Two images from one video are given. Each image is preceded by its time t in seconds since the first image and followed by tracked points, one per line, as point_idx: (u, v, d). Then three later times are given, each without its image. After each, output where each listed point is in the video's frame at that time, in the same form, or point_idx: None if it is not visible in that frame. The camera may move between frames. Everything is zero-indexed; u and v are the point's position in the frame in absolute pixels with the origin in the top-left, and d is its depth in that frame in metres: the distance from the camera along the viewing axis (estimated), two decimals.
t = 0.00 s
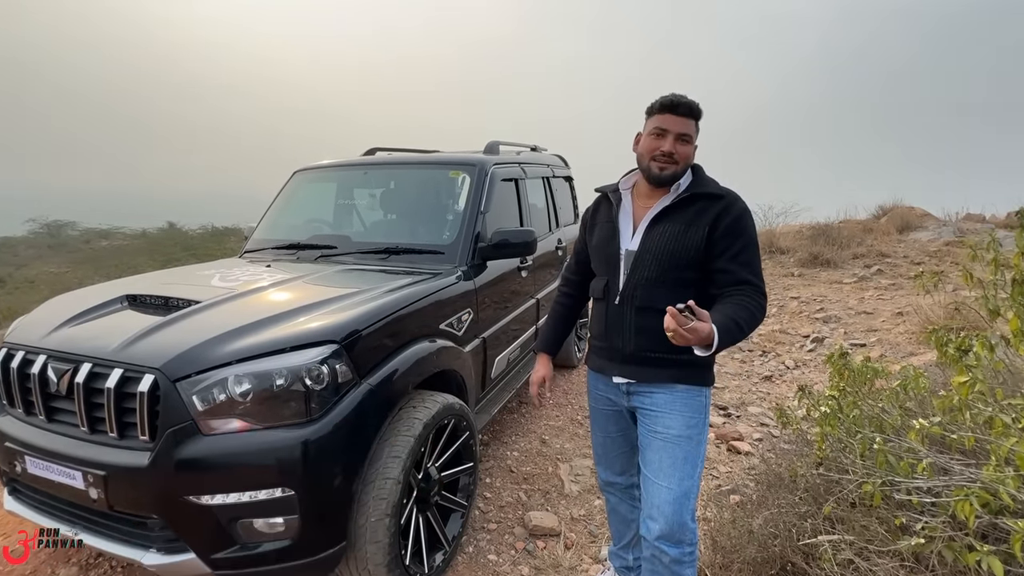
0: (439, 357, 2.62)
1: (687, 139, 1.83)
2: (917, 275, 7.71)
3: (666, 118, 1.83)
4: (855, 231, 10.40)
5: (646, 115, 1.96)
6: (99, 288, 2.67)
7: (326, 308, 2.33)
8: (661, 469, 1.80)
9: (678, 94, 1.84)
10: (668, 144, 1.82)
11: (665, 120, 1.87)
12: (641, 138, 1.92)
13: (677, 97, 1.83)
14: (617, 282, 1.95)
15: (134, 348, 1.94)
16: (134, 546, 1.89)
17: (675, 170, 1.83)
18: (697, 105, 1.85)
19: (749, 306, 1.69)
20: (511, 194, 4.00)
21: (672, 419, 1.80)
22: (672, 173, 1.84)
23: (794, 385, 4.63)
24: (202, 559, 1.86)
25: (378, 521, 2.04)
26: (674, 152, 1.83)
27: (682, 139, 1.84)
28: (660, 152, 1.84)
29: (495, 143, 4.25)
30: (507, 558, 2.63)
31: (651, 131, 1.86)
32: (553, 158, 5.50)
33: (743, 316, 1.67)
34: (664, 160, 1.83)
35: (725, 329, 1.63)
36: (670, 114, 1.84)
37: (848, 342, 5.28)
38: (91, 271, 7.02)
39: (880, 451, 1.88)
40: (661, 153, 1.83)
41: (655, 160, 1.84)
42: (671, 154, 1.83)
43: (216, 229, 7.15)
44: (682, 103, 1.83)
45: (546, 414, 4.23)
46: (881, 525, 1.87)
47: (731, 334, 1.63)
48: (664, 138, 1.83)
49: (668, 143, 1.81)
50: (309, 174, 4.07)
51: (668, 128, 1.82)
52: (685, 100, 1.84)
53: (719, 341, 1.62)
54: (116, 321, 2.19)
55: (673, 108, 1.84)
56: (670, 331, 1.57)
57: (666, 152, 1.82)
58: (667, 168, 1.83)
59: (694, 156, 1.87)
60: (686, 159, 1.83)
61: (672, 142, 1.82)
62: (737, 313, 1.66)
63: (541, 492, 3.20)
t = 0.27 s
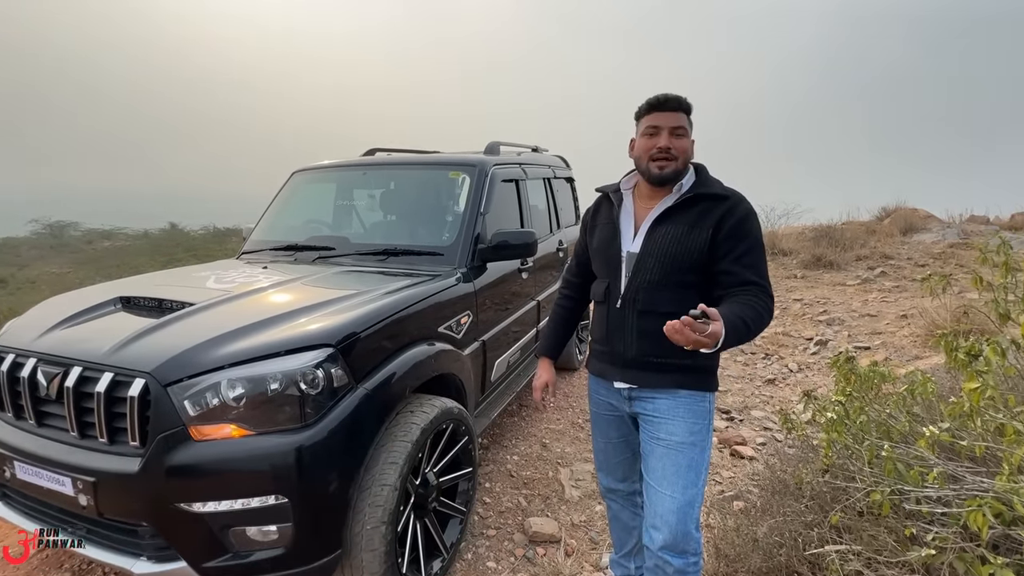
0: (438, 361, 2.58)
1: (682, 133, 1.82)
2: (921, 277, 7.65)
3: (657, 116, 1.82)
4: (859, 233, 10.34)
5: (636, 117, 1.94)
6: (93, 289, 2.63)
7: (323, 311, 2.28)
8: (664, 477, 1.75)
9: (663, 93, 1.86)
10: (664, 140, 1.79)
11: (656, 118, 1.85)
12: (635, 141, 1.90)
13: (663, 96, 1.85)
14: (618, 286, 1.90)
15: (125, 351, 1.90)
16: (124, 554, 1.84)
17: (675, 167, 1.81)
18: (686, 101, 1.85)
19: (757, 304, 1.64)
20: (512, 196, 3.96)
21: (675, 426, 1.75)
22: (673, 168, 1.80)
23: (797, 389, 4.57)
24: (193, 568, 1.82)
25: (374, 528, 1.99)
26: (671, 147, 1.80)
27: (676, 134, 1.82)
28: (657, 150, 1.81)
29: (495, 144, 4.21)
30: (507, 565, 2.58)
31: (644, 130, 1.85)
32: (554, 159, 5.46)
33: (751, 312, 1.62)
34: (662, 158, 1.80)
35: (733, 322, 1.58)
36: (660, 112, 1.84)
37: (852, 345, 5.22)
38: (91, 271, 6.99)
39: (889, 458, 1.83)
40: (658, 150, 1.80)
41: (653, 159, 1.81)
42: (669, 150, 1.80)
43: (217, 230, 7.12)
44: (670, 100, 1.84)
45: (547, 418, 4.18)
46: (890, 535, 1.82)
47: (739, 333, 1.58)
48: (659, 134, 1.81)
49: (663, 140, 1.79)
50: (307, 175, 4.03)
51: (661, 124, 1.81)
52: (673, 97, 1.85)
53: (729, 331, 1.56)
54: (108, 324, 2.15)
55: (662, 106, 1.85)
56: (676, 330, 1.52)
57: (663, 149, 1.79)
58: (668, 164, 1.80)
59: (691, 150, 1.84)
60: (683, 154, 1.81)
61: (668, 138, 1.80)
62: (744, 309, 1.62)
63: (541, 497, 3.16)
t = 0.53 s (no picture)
0: (433, 365, 2.50)
1: (673, 134, 1.75)
2: (929, 280, 7.54)
3: (644, 119, 1.76)
4: (865, 235, 10.24)
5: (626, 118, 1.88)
6: (83, 290, 2.58)
7: (315, 314, 2.22)
8: (664, 491, 1.68)
9: (649, 93, 1.79)
10: (653, 144, 1.73)
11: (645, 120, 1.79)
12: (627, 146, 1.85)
13: (649, 96, 1.78)
14: (618, 290, 1.83)
15: (109, 355, 1.84)
16: (107, 565, 1.79)
17: (669, 169, 1.75)
18: (674, 98, 1.78)
19: (768, 299, 1.52)
20: (512, 196, 3.89)
21: (676, 437, 1.68)
22: (667, 171, 1.74)
23: (803, 394, 4.49)
24: None
25: (365, 539, 1.92)
26: (663, 150, 1.74)
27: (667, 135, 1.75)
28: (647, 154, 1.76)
29: (496, 143, 4.14)
30: None
31: (633, 136, 1.79)
32: (557, 159, 5.39)
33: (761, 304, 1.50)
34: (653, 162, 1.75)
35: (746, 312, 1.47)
36: (647, 114, 1.78)
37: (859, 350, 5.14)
38: (93, 270, 6.96)
39: (901, 471, 1.75)
40: (649, 155, 1.75)
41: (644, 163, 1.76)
42: (660, 153, 1.74)
43: (220, 229, 7.08)
44: (656, 100, 1.77)
45: (548, 422, 4.11)
46: (902, 552, 1.75)
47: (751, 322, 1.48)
48: (649, 139, 1.75)
49: (653, 143, 1.73)
50: (306, 174, 3.98)
51: (649, 128, 1.74)
52: (659, 96, 1.78)
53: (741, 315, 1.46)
54: (95, 326, 2.09)
55: (649, 107, 1.78)
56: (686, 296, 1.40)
57: (653, 153, 1.73)
58: (660, 168, 1.74)
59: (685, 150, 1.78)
60: (676, 155, 1.75)
61: (657, 141, 1.74)
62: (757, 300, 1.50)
63: (540, 504, 3.09)
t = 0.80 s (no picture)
0: (416, 373, 2.36)
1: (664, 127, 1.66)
2: (939, 284, 7.37)
3: (633, 111, 1.67)
4: (872, 238, 10.06)
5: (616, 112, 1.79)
6: (55, 291, 2.47)
7: (292, 318, 2.10)
8: (654, 520, 1.56)
9: (639, 84, 1.70)
10: (642, 139, 1.64)
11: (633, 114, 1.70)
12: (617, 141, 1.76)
13: (639, 87, 1.69)
14: (605, 297, 1.71)
15: (65, 363, 1.72)
16: None
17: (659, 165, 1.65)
18: (666, 89, 1.68)
19: (763, 308, 1.40)
20: (507, 196, 3.77)
21: (667, 460, 1.56)
22: (657, 167, 1.64)
23: (808, 402, 4.34)
24: None
25: (337, 561, 1.80)
26: (652, 145, 1.64)
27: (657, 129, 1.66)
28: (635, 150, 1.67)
29: (492, 142, 4.02)
30: None
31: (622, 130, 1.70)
32: (556, 158, 5.27)
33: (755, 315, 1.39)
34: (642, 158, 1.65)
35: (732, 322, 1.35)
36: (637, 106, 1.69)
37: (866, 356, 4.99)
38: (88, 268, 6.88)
39: (914, 496, 1.61)
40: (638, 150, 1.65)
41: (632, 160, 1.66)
42: (649, 148, 1.64)
43: (217, 228, 6.98)
44: (646, 91, 1.68)
45: (543, 429, 3.98)
46: None
47: (735, 333, 1.36)
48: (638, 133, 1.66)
49: (642, 137, 1.64)
50: (295, 172, 3.87)
51: (638, 120, 1.65)
52: (650, 86, 1.69)
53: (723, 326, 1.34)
54: (58, 330, 1.99)
55: (639, 99, 1.69)
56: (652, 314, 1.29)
57: (642, 148, 1.64)
58: (650, 164, 1.64)
59: (676, 145, 1.68)
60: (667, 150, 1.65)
61: (647, 135, 1.65)
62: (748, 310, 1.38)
63: (531, 517, 2.96)
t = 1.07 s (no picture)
0: (383, 390, 2.17)
1: (649, 123, 1.52)
2: (949, 290, 7.15)
3: (615, 106, 1.53)
4: (880, 242, 9.83)
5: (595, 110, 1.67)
6: (6, 294, 2.32)
7: (248, 328, 1.95)
8: (630, 565, 1.42)
9: (621, 74, 1.55)
10: (626, 138, 1.51)
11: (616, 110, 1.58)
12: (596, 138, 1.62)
13: (620, 77, 1.54)
14: (580, 309, 1.56)
15: None
16: None
17: (645, 164, 1.51)
18: (650, 79, 1.54)
19: (751, 323, 1.25)
20: (496, 196, 3.61)
21: (647, 499, 1.41)
22: (643, 169, 1.51)
23: (812, 414, 4.15)
24: None
25: None
26: (638, 144, 1.51)
27: (642, 125, 1.53)
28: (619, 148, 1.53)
29: (482, 140, 3.86)
30: None
31: (603, 126, 1.56)
32: (552, 158, 5.10)
33: (740, 329, 1.23)
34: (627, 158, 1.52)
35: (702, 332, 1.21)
36: (618, 100, 1.55)
37: (873, 366, 4.79)
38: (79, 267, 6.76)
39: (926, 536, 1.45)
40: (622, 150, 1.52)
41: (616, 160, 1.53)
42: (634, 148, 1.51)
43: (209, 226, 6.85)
44: (628, 81, 1.53)
45: (533, 440, 3.82)
46: None
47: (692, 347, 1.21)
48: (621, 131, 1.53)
49: (626, 136, 1.51)
50: (277, 170, 3.72)
51: (621, 117, 1.52)
52: (632, 76, 1.54)
53: (675, 312, 1.19)
54: None
55: (619, 90, 1.54)
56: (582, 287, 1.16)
57: (626, 149, 1.51)
58: (636, 167, 1.51)
59: (663, 142, 1.55)
60: (653, 148, 1.52)
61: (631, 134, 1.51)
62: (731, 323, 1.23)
63: (515, 537, 2.80)
